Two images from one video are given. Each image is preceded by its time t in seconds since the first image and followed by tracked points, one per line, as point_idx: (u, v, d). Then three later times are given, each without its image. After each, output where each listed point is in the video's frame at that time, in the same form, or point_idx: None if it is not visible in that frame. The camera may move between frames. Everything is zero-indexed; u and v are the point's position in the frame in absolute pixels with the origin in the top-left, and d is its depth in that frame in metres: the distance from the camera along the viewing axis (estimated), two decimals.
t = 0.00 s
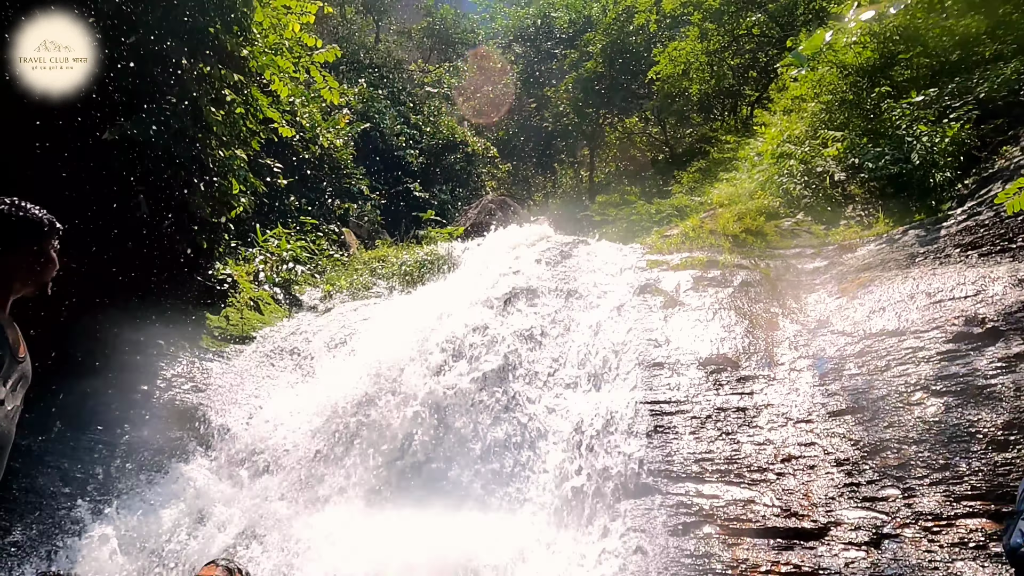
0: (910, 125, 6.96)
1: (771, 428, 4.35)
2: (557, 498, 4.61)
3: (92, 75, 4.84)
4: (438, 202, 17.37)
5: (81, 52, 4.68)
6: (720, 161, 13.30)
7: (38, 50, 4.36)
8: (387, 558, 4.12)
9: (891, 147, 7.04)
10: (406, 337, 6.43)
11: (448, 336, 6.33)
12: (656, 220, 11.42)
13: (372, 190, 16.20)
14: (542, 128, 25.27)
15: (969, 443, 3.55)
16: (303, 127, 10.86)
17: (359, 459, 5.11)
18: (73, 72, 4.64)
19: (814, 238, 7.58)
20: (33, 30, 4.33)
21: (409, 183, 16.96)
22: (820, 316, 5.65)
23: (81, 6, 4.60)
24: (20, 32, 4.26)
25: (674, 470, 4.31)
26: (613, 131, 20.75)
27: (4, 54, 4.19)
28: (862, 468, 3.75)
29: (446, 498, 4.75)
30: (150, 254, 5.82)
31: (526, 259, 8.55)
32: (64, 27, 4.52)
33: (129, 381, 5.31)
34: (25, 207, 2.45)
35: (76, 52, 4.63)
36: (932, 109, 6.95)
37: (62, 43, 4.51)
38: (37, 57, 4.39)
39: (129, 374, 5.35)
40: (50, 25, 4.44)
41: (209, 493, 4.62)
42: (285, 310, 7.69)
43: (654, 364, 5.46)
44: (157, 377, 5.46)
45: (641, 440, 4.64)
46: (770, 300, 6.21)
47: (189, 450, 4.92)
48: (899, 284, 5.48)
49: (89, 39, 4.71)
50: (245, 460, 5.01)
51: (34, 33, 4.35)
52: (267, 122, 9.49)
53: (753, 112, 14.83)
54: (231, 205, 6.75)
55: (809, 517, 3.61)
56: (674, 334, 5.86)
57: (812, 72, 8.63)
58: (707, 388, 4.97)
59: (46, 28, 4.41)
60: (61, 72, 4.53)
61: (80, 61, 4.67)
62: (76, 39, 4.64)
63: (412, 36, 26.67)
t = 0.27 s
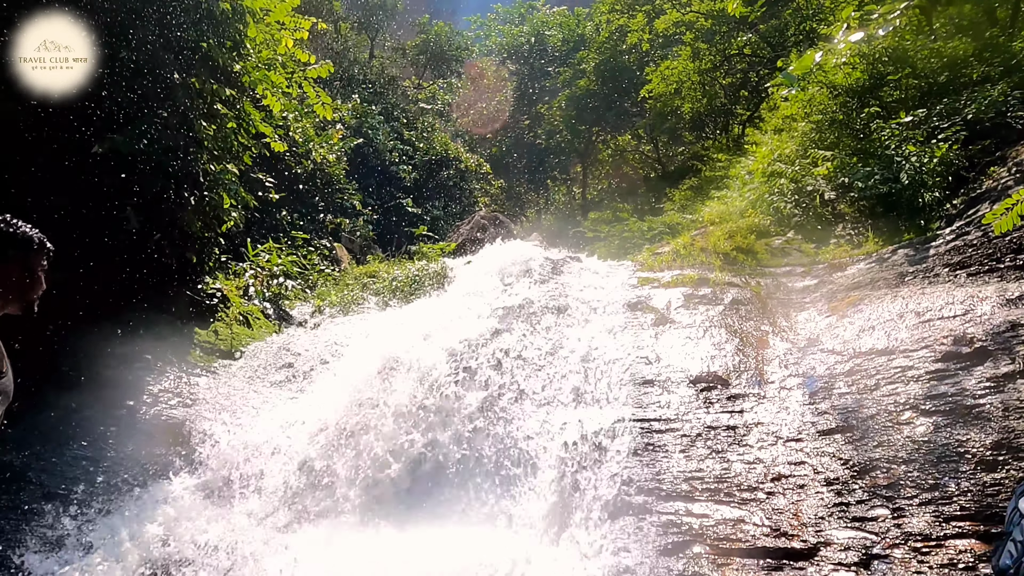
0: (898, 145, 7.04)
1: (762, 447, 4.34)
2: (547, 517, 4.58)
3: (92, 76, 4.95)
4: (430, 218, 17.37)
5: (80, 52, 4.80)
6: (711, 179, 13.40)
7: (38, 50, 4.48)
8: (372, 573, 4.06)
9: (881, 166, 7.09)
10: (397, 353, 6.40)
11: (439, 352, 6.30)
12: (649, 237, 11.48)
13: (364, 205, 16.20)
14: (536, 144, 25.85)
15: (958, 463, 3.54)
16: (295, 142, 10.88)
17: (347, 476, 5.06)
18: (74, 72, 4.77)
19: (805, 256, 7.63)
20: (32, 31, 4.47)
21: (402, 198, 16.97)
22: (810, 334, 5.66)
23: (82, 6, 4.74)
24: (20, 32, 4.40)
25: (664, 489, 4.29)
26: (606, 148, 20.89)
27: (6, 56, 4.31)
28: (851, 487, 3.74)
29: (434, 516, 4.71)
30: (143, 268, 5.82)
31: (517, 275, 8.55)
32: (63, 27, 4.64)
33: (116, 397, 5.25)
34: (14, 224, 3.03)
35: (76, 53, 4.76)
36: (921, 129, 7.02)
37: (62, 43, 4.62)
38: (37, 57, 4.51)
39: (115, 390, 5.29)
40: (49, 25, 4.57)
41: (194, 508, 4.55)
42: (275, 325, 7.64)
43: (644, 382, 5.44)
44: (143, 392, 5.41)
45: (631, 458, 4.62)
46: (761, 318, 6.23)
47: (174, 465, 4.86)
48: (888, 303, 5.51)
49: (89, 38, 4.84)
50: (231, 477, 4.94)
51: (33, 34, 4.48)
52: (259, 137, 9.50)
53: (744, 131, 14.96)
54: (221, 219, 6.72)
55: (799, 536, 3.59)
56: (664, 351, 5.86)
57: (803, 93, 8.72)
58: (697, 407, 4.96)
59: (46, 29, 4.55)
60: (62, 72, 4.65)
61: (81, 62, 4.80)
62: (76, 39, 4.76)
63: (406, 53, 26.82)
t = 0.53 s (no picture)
0: (888, 166, 7.15)
1: (752, 467, 4.32)
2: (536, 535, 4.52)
3: (96, 77, 5.16)
4: (423, 233, 17.38)
5: (82, 53, 5.04)
6: (703, 198, 13.49)
7: (37, 50, 4.74)
8: None
9: (871, 186, 7.21)
10: (387, 370, 6.37)
11: (430, 369, 6.27)
12: (641, 254, 11.54)
13: (356, 220, 16.19)
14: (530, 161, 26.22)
15: (948, 484, 3.53)
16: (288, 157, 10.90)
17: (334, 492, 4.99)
18: (76, 71, 5.00)
19: (796, 275, 7.67)
20: (32, 32, 4.76)
21: (394, 213, 16.99)
22: (801, 353, 5.67)
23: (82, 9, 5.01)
24: (19, 32, 4.69)
25: (655, 509, 4.26)
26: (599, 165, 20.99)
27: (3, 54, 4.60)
28: (842, 507, 3.72)
29: (422, 534, 4.64)
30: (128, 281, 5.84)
31: (509, 292, 8.56)
32: (62, 28, 4.92)
33: (102, 412, 5.19)
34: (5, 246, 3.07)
35: (77, 54, 5.00)
36: (910, 150, 7.06)
37: (61, 43, 4.89)
38: (37, 57, 4.78)
39: (99, 405, 5.21)
40: (48, 27, 4.85)
41: (177, 524, 4.48)
42: (265, 341, 7.60)
43: (636, 401, 5.43)
44: (130, 408, 5.36)
45: (621, 477, 4.59)
46: (752, 336, 6.24)
47: (159, 481, 4.80)
48: (878, 322, 5.54)
49: (90, 40, 5.08)
50: (216, 494, 4.88)
51: (32, 35, 4.77)
52: (252, 152, 9.50)
53: (735, 150, 15.09)
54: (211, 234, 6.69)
55: (790, 558, 3.56)
56: (656, 369, 5.86)
57: (794, 113, 8.81)
58: (688, 426, 4.95)
59: (46, 30, 4.84)
60: (62, 72, 4.90)
61: (82, 62, 5.02)
62: (77, 40, 5.03)
63: (400, 69, 26.95)
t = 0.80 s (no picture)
0: (877, 185, 7.19)
1: (743, 486, 4.30)
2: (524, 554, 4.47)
3: (97, 76, 5.30)
4: (415, 249, 17.36)
5: (82, 53, 5.19)
6: (695, 215, 13.57)
7: (36, 50, 4.92)
8: None
9: (860, 205, 7.23)
10: (377, 386, 6.34)
11: (420, 385, 6.24)
12: (632, 271, 11.58)
13: (348, 236, 16.17)
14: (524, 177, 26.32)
15: (937, 505, 3.52)
16: (280, 172, 10.90)
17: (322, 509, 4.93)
18: (76, 71, 5.15)
19: (786, 293, 7.72)
20: (32, 34, 4.96)
21: (387, 229, 16.97)
22: (791, 372, 5.68)
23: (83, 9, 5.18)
24: (18, 32, 4.90)
25: (645, 528, 4.22)
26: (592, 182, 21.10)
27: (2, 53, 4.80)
28: (832, 527, 3.69)
29: (410, 553, 4.58)
30: (118, 297, 5.73)
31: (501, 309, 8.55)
32: (63, 30, 5.11)
33: (87, 428, 5.13)
34: None
35: (77, 54, 5.15)
36: (900, 169, 7.12)
37: (61, 43, 5.05)
38: (37, 57, 4.95)
39: (83, 422, 5.18)
40: (48, 27, 5.04)
41: (161, 542, 4.42)
42: (254, 356, 7.56)
43: (626, 419, 5.41)
44: (116, 425, 5.30)
45: (612, 495, 4.56)
46: (743, 354, 6.25)
47: (143, 499, 4.74)
48: (868, 341, 5.56)
49: (91, 40, 5.24)
50: (202, 511, 4.81)
51: (32, 35, 4.96)
52: (244, 168, 9.50)
53: (727, 168, 15.20)
54: (202, 248, 6.67)
55: None
56: (647, 387, 5.85)
57: (784, 132, 8.83)
58: (679, 444, 4.94)
59: (47, 31, 5.03)
60: (61, 72, 5.05)
61: (82, 62, 5.17)
62: (77, 40, 5.19)
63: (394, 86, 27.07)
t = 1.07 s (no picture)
0: (867, 204, 7.21)
1: (734, 505, 4.28)
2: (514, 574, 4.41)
3: (96, 77, 5.35)
4: (407, 264, 17.34)
5: (82, 53, 5.24)
6: (686, 232, 13.64)
7: (37, 50, 4.96)
8: None
9: (851, 224, 7.23)
10: (367, 403, 6.30)
11: (411, 402, 6.22)
12: (624, 287, 11.63)
13: (341, 251, 16.16)
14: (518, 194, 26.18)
15: (929, 524, 3.50)
16: (273, 187, 10.90)
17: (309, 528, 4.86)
18: (76, 71, 5.20)
19: (777, 311, 7.79)
20: (32, 35, 5.01)
21: (379, 243, 16.95)
22: (782, 389, 5.68)
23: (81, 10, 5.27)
24: (19, 32, 4.95)
25: (637, 547, 4.18)
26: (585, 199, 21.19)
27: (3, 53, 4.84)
28: (824, 547, 3.66)
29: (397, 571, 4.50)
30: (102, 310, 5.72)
31: (493, 325, 8.53)
32: (63, 31, 5.17)
33: (73, 445, 5.06)
34: None
35: (77, 53, 5.20)
36: (890, 189, 7.13)
37: (61, 43, 5.10)
38: (38, 57, 4.98)
39: (68, 440, 5.05)
40: (48, 28, 5.10)
41: (146, 561, 4.34)
42: (244, 371, 7.52)
43: (618, 436, 5.40)
44: (102, 441, 5.23)
45: (603, 514, 4.53)
46: (735, 371, 6.25)
47: (129, 518, 4.67)
48: (858, 359, 5.57)
49: (90, 40, 5.30)
50: (187, 529, 4.74)
51: (31, 35, 5.01)
52: (236, 182, 9.49)
53: (718, 185, 15.31)
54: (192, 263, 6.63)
55: None
56: (638, 405, 5.84)
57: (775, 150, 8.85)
58: (670, 462, 4.92)
59: (46, 32, 5.09)
60: (62, 72, 5.09)
61: (82, 61, 5.22)
62: (77, 41, 5.25)
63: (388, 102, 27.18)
